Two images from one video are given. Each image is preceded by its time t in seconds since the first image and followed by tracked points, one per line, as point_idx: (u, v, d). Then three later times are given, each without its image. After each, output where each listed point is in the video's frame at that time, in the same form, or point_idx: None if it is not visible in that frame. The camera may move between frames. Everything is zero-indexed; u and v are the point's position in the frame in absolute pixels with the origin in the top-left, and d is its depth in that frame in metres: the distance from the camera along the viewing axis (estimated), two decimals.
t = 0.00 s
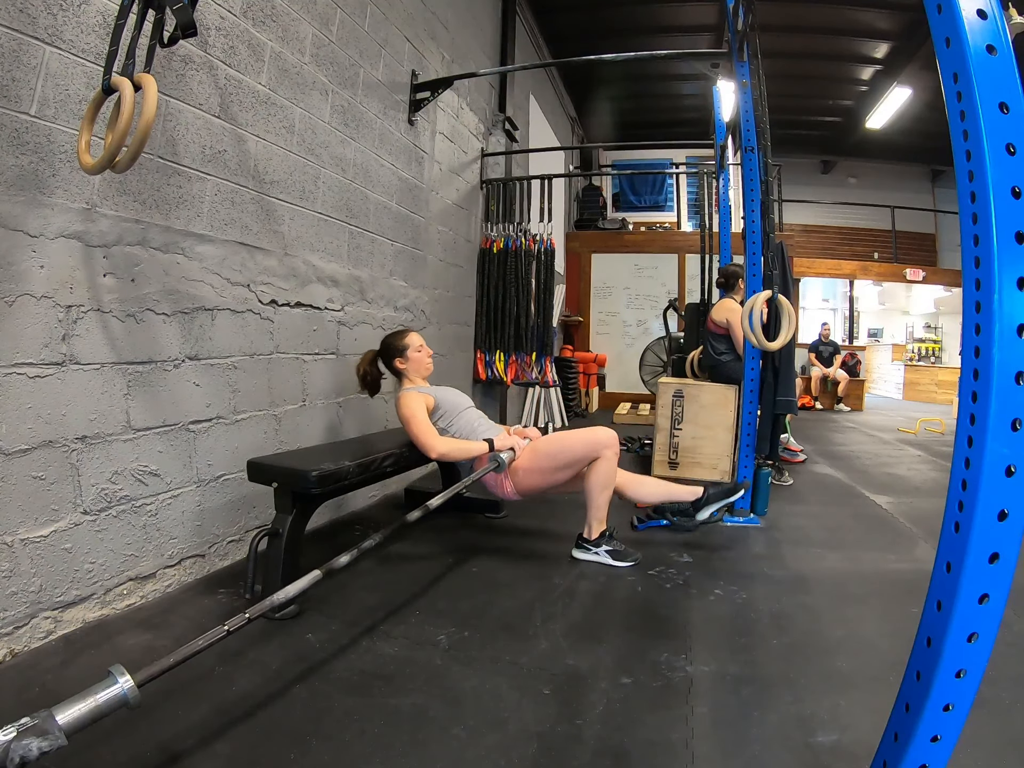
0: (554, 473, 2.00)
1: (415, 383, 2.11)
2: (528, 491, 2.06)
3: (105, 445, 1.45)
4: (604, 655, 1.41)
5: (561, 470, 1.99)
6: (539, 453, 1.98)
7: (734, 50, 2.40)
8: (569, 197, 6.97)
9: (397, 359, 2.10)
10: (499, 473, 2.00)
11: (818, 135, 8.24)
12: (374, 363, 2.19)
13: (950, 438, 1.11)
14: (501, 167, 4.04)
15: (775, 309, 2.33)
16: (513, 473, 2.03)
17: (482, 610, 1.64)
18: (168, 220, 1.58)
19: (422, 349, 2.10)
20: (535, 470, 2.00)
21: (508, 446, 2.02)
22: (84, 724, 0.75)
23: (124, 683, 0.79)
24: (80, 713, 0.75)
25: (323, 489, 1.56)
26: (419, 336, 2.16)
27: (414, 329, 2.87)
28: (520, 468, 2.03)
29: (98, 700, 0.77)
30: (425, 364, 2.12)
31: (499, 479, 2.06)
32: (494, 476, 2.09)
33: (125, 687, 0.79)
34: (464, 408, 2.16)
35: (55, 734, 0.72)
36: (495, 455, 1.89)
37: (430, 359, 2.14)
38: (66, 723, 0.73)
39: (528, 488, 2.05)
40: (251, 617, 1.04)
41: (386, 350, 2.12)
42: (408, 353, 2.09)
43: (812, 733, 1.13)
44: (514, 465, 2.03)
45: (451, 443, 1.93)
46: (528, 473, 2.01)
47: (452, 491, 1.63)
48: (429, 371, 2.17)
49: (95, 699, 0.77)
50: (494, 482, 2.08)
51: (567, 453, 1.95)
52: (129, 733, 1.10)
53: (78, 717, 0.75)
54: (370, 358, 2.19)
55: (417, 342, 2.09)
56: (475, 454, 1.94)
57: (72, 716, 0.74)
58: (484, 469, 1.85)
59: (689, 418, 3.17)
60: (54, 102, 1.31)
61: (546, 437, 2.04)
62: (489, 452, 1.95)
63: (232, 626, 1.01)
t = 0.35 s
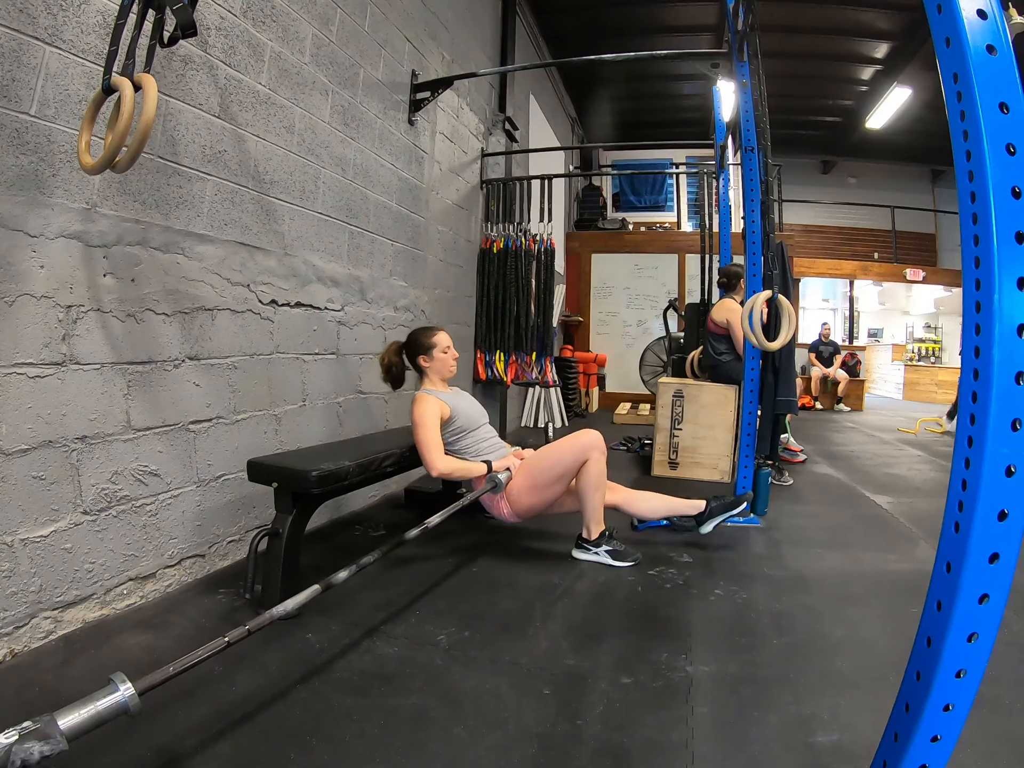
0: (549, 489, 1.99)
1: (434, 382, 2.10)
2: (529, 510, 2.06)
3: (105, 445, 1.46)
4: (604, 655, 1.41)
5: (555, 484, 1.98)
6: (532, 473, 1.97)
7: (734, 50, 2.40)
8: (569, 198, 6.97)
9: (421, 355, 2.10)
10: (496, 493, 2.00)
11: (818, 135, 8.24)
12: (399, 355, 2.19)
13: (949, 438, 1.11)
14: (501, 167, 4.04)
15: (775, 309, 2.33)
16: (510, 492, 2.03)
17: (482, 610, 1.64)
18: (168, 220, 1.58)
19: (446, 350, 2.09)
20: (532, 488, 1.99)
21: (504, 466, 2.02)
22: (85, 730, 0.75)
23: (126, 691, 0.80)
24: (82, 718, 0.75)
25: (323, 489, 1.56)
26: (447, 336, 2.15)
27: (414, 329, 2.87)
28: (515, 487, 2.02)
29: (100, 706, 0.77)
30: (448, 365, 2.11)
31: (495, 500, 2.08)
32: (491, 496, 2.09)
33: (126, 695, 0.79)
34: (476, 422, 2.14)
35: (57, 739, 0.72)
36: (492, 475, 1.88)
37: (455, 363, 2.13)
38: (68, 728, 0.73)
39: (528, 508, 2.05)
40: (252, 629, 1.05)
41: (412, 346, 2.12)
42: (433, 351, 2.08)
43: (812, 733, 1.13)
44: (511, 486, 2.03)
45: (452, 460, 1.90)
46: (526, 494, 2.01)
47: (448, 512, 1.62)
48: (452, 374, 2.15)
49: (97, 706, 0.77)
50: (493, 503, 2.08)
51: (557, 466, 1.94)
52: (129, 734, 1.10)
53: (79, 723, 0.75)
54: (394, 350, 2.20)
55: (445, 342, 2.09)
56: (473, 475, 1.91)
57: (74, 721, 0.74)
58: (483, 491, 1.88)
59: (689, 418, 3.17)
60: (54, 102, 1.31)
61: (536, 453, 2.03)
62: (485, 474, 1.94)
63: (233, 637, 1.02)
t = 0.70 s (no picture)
0: (543, 496, 1.98)
1: (443, 384, 2.10)
2: (527, 518, 2.06)
3: (105, 445, 1.45)
4: (604, 655, 1.41)
5: (549, 490, 1.97)
6: (526, 482, 1.97)
7: (734, 50, 2.40)
8: (569, 198, 6.97)
9: (433, 358, 2.10)
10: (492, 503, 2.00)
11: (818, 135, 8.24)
12: (410, 354, 2.22)
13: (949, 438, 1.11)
14: (501, 168, 4.04)
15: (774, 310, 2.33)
16: (506, 501, 2.03)
17: (481, 610, 1.64)
18: (168, 220, 1.58)
19: (459, 353, 2.09)
20: (529, 497, 1.99)
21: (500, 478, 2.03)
22: (86, 732, 0.75)
23: (126, 694, 0.80)
24: (83, 720, 0.75)
25: (323, 489, 1.56)
26: (459, 339, 2.15)
27: (414, 329, 2.87)
28: (511, 496, 2.02)
29: (101, 709, 0.77)
30: (459, 369, 2.10)
31: (491, 510, 2.08)
32: (489, 506, 2.10)
33: (127, 697, 0.79)
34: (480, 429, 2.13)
35: (57, 741, 0.72)
36: (488, 486, 1.88)
37: (467, 366, 2.11)
38: (70, 729, 0.73)
39: (526, 516, 2.05)
40: (251, 633, 1.05)
41: (424, 347, 2.12)
42: (444, 355, 2.08)
43: (812, 733, 1.13)
44: (507, 496, 2.03)
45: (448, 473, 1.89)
46: (522, 503, 2.01)
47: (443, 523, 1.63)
48: (462, 377, 2.14)
49: (98, 708, 0.77)
50: (491, 513, 2.08)
51: (548, 473, 1.93)
52: (128, 734, 1.10)
53: (80, 725, 0.75)
54: (406, 351, 2.21)
55: (457, 345, 2.09)
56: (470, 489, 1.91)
57: (75, 722, 0.74)
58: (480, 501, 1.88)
59: (689, 418, 3.17)
60: (54, 102, 1.31)
61: (527, 460, 2.02)
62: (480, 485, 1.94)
63: (232, 642, 1.02)
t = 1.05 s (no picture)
0: (543, 496, 1.98)
1: (441, 385, 2.10)
2: (527, 518, 2.06)
3: (105, 445, 1.45)
4: (604, 655, 1.41)
5: (548, 490, 1.97)
6: (525, 483, 1.97)
7: (734, 51, 2.40)
8: (569, 198, 6.97)
9: (429, 359, 2.10)
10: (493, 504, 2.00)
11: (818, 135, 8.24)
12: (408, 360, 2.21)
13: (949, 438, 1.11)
14: (501, 168, 4.03)
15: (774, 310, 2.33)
16: (506, 502, 2.03)
17: (481, 610, 1.64)
18: (168, 220, 1.58)
19: (455, 352, 2.09)
20: (529, 496, 1.99)
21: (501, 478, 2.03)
22: (85, 732, 0.74)
23: (126, 694, 0.79)
24: (83, 720, 0.75)
25: (323, 489, 1.56)
26: (454, 339, 2.14)
27: (414, 329, 2.87)
28: (511, 497, 2.02)
29: (100, 709, 0.77)
30: (456, 368, 2.09)
31: (491, 510, 2.09)
32: (489, 506, 2.10)
33: (127, 698, 0.79)
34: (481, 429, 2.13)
35: (57, 741, 0.72)
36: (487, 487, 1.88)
37: (463, 365, 2.12)
38: (69, 729, 0.73)
39: (526, 516, 2.05)
40: (252, 633, 1.05)
41: (421, 349, 2.12)
42: (440, 356, 2.08)
43: (812, 733, 1.13)
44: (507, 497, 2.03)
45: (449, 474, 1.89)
46: (522, 504, 2.01)
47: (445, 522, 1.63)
48: (461, 377, 2.14)
49: (98, 708, 0.77)
50: (491, 513, 2.08)
51: (548, 475, 1.93)
52: (128, 734, 1.10)
53: (80, 725, 0.75)
54: (403, 356, 2.20)
55: (451, 344, 2.09)
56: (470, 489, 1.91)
57: (74, 723, 0.74)
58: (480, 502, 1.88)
59: (689, 418, 3.17)
60: (54, 102, 1.31)
61: (526, 461, 2.02)
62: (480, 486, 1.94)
63: (233, 642, 1.02)
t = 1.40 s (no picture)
0: (554, 484, 1.98)
1: (420, 386, 2.10)
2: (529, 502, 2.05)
3: (105, 445, 1.45)
4: (604, 655, 1.41)
5: (561, 480, 1.97)
6: (538, 466, 1.97)
7: (734, 50, 2.39)
8: (569, 198, 6.97)
9: (400, 363, 2.10)
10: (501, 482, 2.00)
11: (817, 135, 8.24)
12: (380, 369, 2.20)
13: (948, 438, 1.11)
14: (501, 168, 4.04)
15: (775, 309, 2.33)
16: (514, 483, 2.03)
17: (481, 610, 1.64)
18: (168, 220, 1.58)
19: (424, 352, 2.09)
20: (540, 482, 1.99)
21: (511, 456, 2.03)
22: (84, 729, 0.74)
23: (124, 688, 0.79)
24: (80, 717, 0.74)
25: (323, 489, 1.56)
26: (422, 340, 2.15)
27: (413, 329, 2.87)
28: (520, 478, 2.02)
29: (98, 705, 0.76)
30: (428, 367, 2.11)
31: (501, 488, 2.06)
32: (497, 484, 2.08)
33: (125, 692, 0.79)
34: (470, 414, 2.13)
35: (56, 738, 0.72)
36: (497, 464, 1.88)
37: (435, 364, 2.12)
38: (67, 727, 0.73)
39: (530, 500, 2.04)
40: (253, 623, 1.04)
41: (390, 355, 2.13)
42: (410, 357, 2.08)
43: (812, 733, 1.13)
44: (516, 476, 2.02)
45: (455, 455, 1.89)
46: (529, 486, 2.00)
47: (454, 501, 1.62)
48: (435, 375, 2.16)
49: (95, 704, 0.76)
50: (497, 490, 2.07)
51: (566, 464, 1.93)
52: (129, 734, 1.10)
53: (78, 721, 0.74)
54: (374, 365, 2.18)
55: (419, 345, 2.09)
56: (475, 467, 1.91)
57: (72, 720, 0.74)
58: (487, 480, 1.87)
59: (689, 418, 3.17)
60: (54, 102, 1.31)
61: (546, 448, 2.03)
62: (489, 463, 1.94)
63: (234, 631, 1.01)
